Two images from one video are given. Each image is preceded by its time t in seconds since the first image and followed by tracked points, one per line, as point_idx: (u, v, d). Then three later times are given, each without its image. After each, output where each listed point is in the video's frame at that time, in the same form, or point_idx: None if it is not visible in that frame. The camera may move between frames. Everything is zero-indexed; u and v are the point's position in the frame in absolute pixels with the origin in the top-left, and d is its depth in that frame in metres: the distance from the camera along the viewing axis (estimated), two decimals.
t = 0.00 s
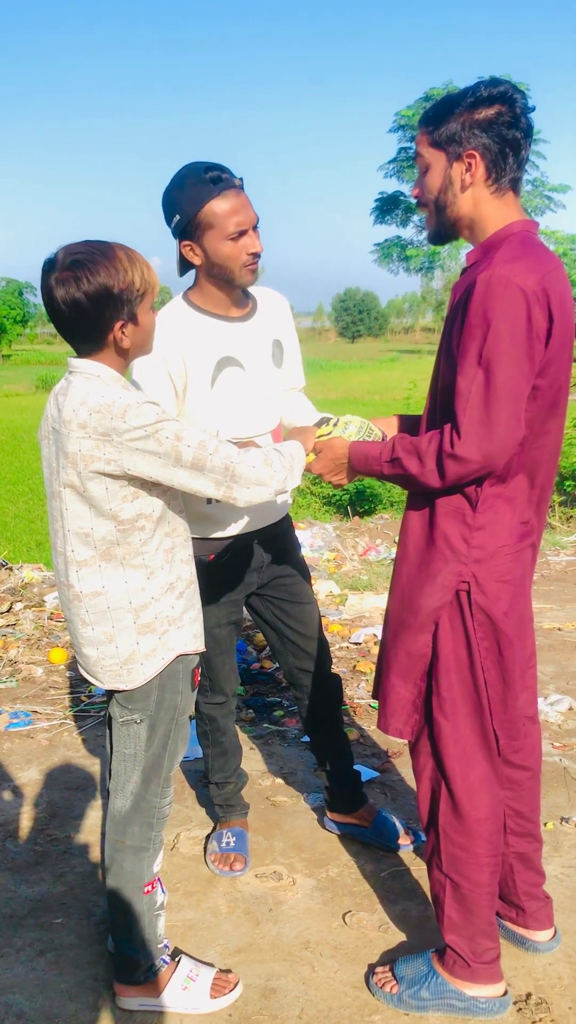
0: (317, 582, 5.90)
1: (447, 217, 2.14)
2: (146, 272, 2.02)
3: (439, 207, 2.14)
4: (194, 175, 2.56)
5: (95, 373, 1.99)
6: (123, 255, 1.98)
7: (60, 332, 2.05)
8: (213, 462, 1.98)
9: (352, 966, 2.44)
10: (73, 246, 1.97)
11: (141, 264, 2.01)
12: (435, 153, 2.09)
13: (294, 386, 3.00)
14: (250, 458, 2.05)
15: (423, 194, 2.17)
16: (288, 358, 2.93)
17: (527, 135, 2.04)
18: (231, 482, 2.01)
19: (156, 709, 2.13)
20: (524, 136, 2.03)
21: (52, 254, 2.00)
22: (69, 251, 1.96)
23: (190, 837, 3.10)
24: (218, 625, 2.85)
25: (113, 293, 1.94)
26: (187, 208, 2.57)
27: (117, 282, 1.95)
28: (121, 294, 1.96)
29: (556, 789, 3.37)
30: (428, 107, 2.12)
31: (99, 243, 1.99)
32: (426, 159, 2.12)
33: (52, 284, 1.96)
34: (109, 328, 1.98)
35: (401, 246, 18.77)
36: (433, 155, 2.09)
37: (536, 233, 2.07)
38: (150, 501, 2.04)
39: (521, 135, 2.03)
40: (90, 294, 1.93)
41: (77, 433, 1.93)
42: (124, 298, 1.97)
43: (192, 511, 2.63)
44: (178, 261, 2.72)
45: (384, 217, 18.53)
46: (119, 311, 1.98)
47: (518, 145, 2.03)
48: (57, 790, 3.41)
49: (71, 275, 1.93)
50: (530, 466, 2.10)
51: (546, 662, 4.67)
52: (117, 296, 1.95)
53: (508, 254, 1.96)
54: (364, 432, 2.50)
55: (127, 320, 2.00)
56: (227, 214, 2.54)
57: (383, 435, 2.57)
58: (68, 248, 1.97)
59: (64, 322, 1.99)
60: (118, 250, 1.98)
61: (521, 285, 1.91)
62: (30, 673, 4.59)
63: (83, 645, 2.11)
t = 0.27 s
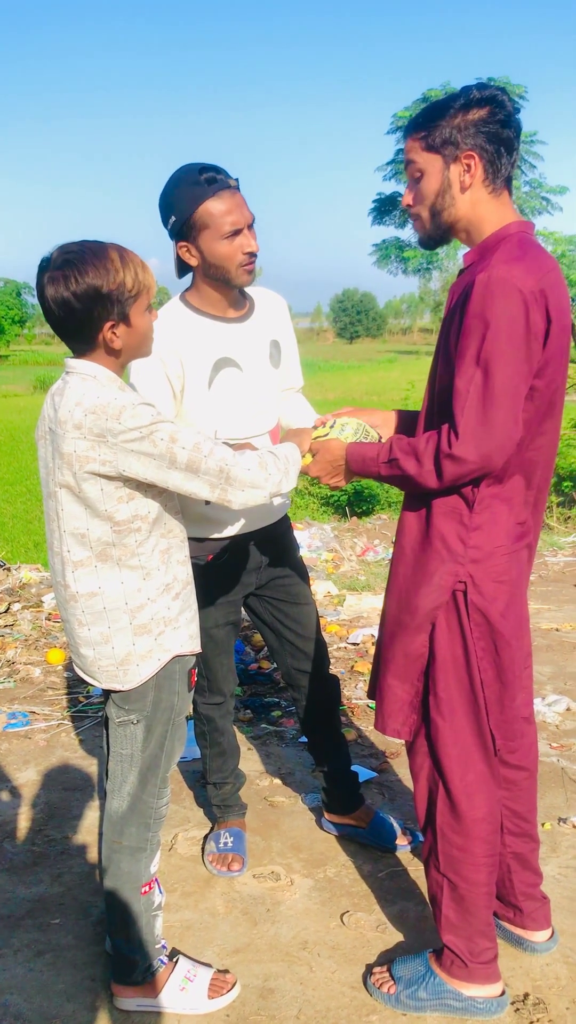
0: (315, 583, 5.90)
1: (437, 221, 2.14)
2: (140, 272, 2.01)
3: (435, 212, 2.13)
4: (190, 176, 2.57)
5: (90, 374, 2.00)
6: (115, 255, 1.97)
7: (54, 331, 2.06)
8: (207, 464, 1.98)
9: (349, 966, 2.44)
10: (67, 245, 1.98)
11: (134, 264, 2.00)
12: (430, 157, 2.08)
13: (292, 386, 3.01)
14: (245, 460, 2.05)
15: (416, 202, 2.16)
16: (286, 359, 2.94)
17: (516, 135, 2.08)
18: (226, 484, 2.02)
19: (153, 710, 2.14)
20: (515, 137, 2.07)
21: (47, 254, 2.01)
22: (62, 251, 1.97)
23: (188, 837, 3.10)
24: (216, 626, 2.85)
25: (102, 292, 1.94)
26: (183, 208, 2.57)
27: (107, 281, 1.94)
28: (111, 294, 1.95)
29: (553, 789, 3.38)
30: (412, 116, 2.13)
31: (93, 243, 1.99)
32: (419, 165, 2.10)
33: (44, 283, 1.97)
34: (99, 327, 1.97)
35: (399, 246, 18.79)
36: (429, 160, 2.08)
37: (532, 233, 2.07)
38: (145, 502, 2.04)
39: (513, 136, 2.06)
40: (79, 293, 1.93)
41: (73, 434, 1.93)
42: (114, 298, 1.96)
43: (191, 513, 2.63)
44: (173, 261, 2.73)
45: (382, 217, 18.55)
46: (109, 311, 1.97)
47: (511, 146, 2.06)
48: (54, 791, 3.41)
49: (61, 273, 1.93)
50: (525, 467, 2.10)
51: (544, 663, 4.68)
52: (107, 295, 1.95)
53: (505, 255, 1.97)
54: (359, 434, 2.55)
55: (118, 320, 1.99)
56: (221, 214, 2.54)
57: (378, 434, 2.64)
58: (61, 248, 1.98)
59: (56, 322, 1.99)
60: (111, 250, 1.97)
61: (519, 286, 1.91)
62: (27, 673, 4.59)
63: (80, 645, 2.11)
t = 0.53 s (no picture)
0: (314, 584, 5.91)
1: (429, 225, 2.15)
2: (133, 272, 2.00)
3: (428, 215, 2.13)
4: (183, 178, 2.58)
5: (85, 375, 2.00)
6: (107, 255, 1.97)
7: (50, 331, 2.07)
8: (202, 465, 1.98)
9: (348, 967, 2.45)
10: (60, 245, 1.98)
11: (126, 264, 1.99)
12: (421, 160, 2.09)
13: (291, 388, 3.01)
14: (239, 461, 2.04)
15: (407, 204, 2.17)
16: (285, 360, 2.94)
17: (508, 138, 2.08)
18: (221, 485, 2.01)
19: (150, 711, 2.14)
20: (506, 138, 2.08)
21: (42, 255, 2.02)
22: (55, 251, 1.98)
23: (187, 838, 3.10)
24: (216, 626, 2.85)
25: (91, 293, 1.93)
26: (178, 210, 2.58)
27: (97, 282, 1.93)
28: (101, 294, 1.95)
29: (552, 790, 3.38)
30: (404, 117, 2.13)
31: (86, 243, 1.99)
32: (410, 167, 2.11)
33: (37, 283, 1.98)
34: (89, 327, 1.98)
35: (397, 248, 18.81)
36: (419, 163, 2.09)
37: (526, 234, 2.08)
38: (141, 504, 2.04)
39: (504, 137, 2.06)
40: (69, 293, 1.93)
41: (68, 435, 1.93)
42: (104, 298, 1.95)
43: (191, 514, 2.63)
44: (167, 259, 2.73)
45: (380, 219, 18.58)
46: (99, 311, 1.96)
47: (502, 147, 2.06)
48: (53, 791, 3.41)
49: (52, 273, 1.94)
50: (524, 467, 2.11)
51: (542, 663, 4.69)
52: (96, 295, 1.94)
53: (501, 256, 1.97)
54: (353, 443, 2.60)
55: (109, 320, 1.98)
56: (214, 219, 2.55)
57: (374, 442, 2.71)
58: (55, 248, 1.99)
59: (49, 321, 2.00)
60: (103, 250, 1.97)
61: (515, 287, 1.92)
62: (26, 674, 4.58)
63: (76, 647, 2.11)
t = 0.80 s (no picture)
0: (312, 585, 5.91)
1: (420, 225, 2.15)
2: (123, 273, 2.00)
3: (420, 217, 2.14)
4: (175, 178, 2.57)
5: (78, 377, 2.01)
6: (98, 256, 1.98)
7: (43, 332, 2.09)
8: (194, 466, 1.97)
9: (347, 967, 2.45)
10: (52, 246, 2.00)
11: (117, 265, 1.99)
12: (413, 162, 2.09)
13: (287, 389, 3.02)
14: (232, 462, 2.03)
15: (399, 206, 2.17)
16: (281, 361, 2.95)
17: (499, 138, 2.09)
18: (213, 486, 2.00)
19: (145, 713, 2.14)
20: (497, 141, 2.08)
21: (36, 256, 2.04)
22: (47, 252, 1.99)
23: (186, 839, 3.10)
24: (215, 627, 2.85)
25: (80, 293, 1.94)
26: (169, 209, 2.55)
27: (86, 281, 1.94)
28: (90, 294, 1.95)
29: (550, 790, 3.38)
30: (396, 120, 2.14)
31: (78, 244, 2.00)
32: (402, 170, 2.12)
33: (28, 283, 2.00)
34: (78, 327, 1.98)
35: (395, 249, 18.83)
36: (412, 165, 2.10)
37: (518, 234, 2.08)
38: (135, 505, 2.05)
39: (496, 140, 2.07)
40: (58, 292, 1.94)
41: (60, 437, 1.94)
42: (93, 299, 1.96)
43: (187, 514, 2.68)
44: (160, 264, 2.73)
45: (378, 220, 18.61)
46: (89, 311, 1.97)
47: (494, 149, 2.07)
48: (52, 793, 3.41)
49: (43, 273, 1.96)
50: (520, 467, 2.11)
51: (540, 664, 4.69)
52: (85, 295, 1.95)
53: (493, 257, 1.98)
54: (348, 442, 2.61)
55: (98, 320, 1.99)
56: (202, 233, 2.53)
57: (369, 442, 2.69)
58: (47, 249, 2.00)
59: (41, 321, 2.02)
60: (93, 251, 1.98)
61: (508, 288, 1.92)
62: (25, 676, 4.58)
63: (72, 648, 2.12)
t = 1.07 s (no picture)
0: (311, 585, 5.92)
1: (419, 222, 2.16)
2: (115, 273, 2.00)
3: (418, 214, 2.14)
4: (154, 179, 2.63)
5: (72, 378, 2.01)
6: (89, 256, 1.98)
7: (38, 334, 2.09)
8: (190, 464, 1.98)
9: (347, 967, 2.45)
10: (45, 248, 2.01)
11: (108, 264, 1.99)
12: (414, 158, 2.09)
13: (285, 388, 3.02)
14: (227, 459, 2.04)
15: (399, 202, 2.17)
16: (279, 361, 2.95)
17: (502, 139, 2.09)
18: (210, 484, 2.01)
19: (142, 714, 2.14)
20: (500, 140, 2.08)
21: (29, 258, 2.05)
22: (39, 253, 2.00)
23: (185, 840, 3.10)
24: (212, 627, 2.86)
25: (71, 293, 1.94)
26: (152, 208, 2.59)
27: (77, 282, 1.94)
28: (81, 294, 1.95)
29: (550, 790, 3.39)
30: (400, 113, 2.13)
31: (70, 245, 2.00)
32: (403, 165, 2.12)
33: (21, 285, 2.01)
34: (70, 327, 1.98)
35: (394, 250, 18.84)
36: (412, 161, 2.10)
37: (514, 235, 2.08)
38: (130, 505, 2.05)
39: (498, 139, 2.07)
40: (49, 293, 1.94)
41: (55, 437, 1.94)
42: (84, 299, 1.95)
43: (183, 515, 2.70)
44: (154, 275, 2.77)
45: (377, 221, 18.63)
46: (80, 311, 1.97)
47: (496, 148, 2.07)
48: (51, 794, 3.41)
49: (33, 274, 1.96)
50: (515, 467, 2.11)
51: (539, 664, 4.70)
52: (76, 295, 1.95)
53: (487, 258, 1.98)
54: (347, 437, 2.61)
55: (90, 320, 1.99)
56: (191, 221, 2.56)
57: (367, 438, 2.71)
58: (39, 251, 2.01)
59: (34, 323, 2.02)
60: (85, 252, 1.98)
61: (503, 288, 1.93)
62: (24, 677, 4.58)
63: (67, 650, 2.12)
